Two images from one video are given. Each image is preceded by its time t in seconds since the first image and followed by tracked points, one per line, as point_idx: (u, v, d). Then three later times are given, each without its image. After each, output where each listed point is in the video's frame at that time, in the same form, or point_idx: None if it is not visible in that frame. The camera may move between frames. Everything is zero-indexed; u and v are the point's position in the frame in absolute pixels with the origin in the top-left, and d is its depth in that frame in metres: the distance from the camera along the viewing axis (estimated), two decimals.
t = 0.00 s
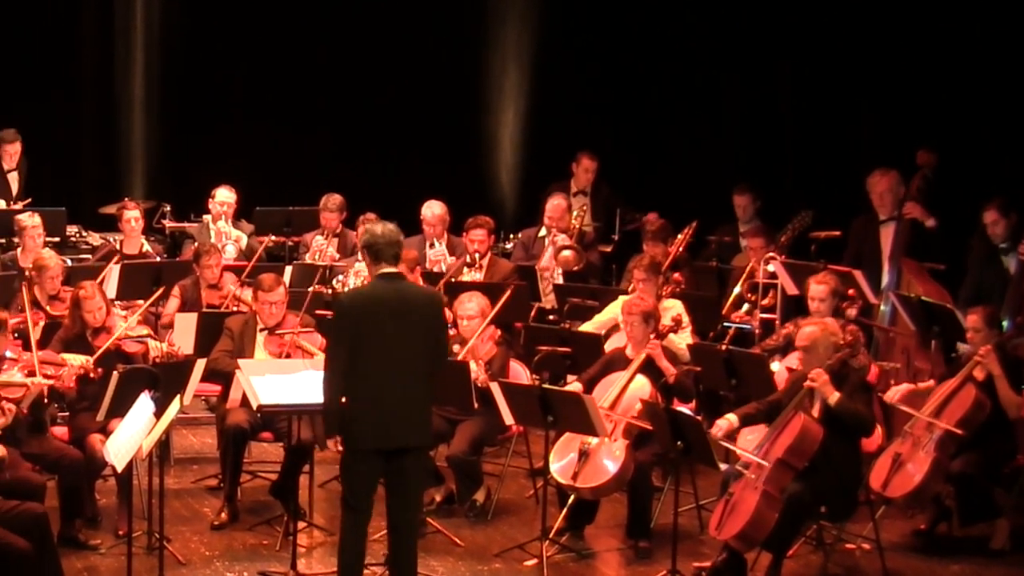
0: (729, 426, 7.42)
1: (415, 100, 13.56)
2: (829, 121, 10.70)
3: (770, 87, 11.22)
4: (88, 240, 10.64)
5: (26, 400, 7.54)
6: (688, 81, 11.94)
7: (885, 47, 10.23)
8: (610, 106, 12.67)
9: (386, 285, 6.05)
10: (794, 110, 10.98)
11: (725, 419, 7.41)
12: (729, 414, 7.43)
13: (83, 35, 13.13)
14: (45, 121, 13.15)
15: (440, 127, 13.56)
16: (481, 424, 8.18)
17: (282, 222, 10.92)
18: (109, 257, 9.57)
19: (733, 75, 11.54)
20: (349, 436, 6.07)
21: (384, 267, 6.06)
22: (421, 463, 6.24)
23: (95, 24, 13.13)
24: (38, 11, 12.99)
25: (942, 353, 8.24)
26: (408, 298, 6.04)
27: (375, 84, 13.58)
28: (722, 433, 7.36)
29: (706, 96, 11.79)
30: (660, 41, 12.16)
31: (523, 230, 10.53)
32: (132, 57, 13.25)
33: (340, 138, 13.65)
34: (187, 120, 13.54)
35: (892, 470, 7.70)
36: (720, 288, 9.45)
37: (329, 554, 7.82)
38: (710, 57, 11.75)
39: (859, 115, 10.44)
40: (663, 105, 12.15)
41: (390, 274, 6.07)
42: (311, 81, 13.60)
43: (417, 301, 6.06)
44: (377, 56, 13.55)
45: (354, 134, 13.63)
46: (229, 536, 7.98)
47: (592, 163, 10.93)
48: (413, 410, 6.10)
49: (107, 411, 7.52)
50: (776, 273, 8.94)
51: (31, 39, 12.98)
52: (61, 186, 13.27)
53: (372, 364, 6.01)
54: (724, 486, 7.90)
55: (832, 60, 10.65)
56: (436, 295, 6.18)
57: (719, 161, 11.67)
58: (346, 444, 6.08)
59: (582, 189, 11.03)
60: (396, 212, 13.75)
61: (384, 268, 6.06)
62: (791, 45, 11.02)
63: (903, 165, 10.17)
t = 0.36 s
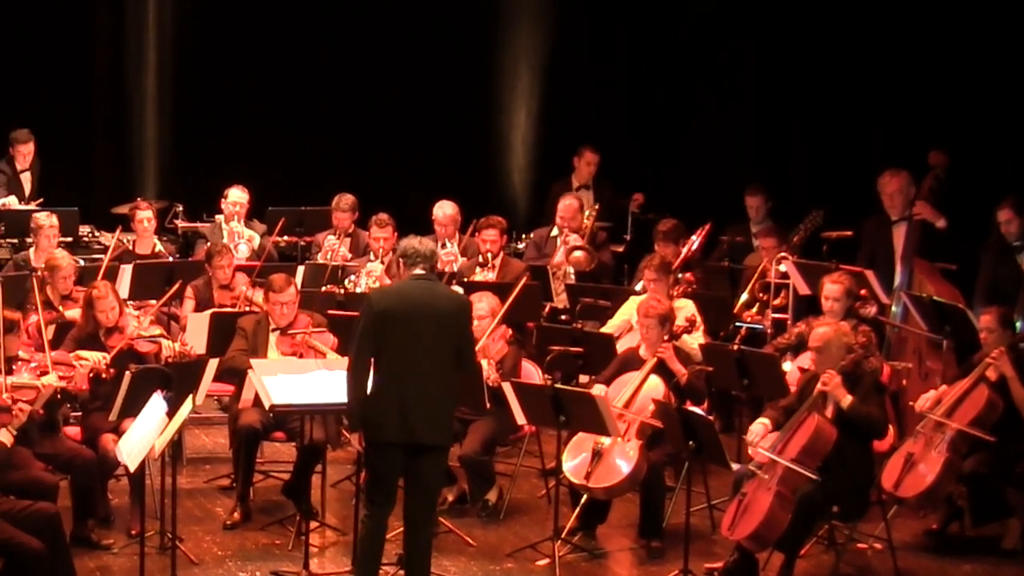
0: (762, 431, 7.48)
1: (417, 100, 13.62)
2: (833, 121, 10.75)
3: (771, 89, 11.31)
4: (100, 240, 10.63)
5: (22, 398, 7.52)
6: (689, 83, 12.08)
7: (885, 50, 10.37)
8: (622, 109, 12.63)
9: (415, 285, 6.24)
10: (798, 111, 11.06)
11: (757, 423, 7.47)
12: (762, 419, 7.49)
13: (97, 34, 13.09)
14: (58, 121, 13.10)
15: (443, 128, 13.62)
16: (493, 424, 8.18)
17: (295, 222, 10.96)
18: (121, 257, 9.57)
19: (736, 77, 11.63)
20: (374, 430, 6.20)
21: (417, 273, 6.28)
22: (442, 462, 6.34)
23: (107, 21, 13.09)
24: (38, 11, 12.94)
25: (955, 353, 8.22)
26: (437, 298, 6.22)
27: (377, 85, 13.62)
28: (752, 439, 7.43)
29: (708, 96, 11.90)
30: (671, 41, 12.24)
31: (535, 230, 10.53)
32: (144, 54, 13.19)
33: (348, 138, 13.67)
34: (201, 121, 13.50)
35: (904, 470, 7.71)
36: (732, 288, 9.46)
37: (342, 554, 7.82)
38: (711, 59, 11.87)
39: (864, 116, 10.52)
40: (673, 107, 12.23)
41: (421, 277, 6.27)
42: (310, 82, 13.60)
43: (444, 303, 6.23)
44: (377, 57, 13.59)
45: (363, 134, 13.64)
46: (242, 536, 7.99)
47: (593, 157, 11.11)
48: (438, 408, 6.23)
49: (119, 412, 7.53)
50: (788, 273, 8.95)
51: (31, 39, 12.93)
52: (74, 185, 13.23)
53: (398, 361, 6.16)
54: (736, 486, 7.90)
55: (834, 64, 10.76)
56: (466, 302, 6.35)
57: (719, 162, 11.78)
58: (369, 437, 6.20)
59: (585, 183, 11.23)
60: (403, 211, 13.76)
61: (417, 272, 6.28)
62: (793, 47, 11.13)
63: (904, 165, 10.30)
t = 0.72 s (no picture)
0: (756, 434, 7.53)
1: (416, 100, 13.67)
2: (844, 118, 10.81)
3: (780, 88, 11.35)
4: (113, 240, 10.63)
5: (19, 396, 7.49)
6: (690, 81, 12.14)
7: (889, 49, 10.45)
8: (636, 111, 12.58)
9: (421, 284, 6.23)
10: (802, 111, 11.15)
11: (751, 427, 7.53)
12: (757, 422, 7.55)
13: (108, 36, 13.16)
14: (71, 120, 13.13)
15: (448, 128, 13.65)
16: (505, 424, 8.18)
17: (307, 222, 10.94)
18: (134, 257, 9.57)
19: (739, 76, 11.71)
20: (384, 431, 6.17)
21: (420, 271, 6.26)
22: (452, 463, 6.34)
23: (121, 21, 13.16)
24: (38, 11, 12.95)
25: (966, 353, 8.22)
26: (444, 297, 6.21)
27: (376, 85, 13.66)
28: (750, 442, 7.48)
29: (708, 94, 11.98)
30: (682, 42, 12.20)
31: (547, 230, 10.54)
32: (157, 57, 13.25)
33: (355, 138, 13.68)
34: (210, 121, 13.52)
35: (916, 470, 7.72)
36: (744, 288, 9.47)
37: (355, 553, 7.83)
38: (715, 58, 11.93)
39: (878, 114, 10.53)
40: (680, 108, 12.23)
41: (426, 276, 6.26)
42: (310, 82, 13.61)
43: (452, 301, 6.22)
44: (379, 56, 13.61)
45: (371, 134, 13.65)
46: (255, 535, 8.00)
47: (595, 156, 11.24)
48: (448, 408, 6.21)
49: (132, 411, 7.52)
50: (800, 273, 8.96)
51: (31, 38, 12.94)
52: (84, 184, 13.23)
53: (409, 361, 6.13)
54: (749, 486, 7.91)
55: (839, 64, 10.87)
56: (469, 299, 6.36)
57: (726, 161, 11.84)
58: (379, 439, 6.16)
59: (588, 180, 11.32)
60: (411, 211, 13.77)
61: (421, 270, 6.26)
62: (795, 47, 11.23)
63: (910, 164, 10.36)
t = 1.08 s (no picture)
0: (777, 435, 7.64)
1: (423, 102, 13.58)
2: (858, 120, 10.76)
3: (794, 88, 11.35)
4: (125, 240, 10.63)
5: (16, 413, 7.20)
6: (705, 83, 12.17)
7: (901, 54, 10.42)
8: (641, 112, 12.67)
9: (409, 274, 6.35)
10: (809, 112, 11.22)
11: (770, 429, 7.66)
12: (775, 424, 7.68)
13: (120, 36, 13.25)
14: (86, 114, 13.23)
15: (454, 129, 13.55)
16: (517, 424, 8.19)
17: (320, 222, 10.90)
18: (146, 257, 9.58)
19: (751, 77, 11.74)
20: (384, 423, 6.31)
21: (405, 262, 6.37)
22: (451, 452, 6.47)
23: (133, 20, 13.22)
24: (38, 11, 13.01)
25: (978, 353, 8.25)
26: (434, 287, 6.32)
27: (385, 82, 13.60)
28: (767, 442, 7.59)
29: (715, 97, 12.07)
30: (696, 44, 12.24)
31: (559, 230, 10.55)
32: (168, 55, 13.27)
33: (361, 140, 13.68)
34: (219, 119, 13.55)
35: (928, 469, 7.74)
36: (755, 288, 9.48)
37: (367, 553, 7.84)
38: (719, 60, 12.08)
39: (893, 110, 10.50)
40: (703, 112, 12.23)
41: (411, 267, 6.37)
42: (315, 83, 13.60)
43: (441, 290, 6.34)
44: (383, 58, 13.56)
45: (380, 135, 13.67)
46: (267, 535, 8.01)
47: (608, 155, 11.22)
48: (440, 397, 6.34)
49: (144, 411, 7.52)
50: (811, 273, 8.97)
51: (31, 38, 12.99)
52: (96, 180, 13.29)
53: (399, 350, 6.25)
54: (760, 485, 7.92)
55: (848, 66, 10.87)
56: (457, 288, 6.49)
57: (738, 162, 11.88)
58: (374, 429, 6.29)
59: (600, 181, 11.31)
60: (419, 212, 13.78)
61: (405, 261, 6.37)
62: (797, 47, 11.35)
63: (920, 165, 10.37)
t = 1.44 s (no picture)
0: (793, 436, 7.59)
1: (416, 107, 13.66)
2: (877, 125, 10.81)
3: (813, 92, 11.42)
4: (137, 240, 10.63)
5: (30, 412, 7.30)
6: (723, 84, 12.22)
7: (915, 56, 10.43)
8: (653, 115, 12.72)
9: (407, 270, 6.41)
10: (822, 113, 11.29)
11: (788, 430, 7.62)
12: (792, 424, 7.64)
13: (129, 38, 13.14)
14: (88, 113, 13.09)
15: (466, 130, 13.61)
16: (529, 423, 8.20)
17: (331, 222, 10.97)
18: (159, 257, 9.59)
19: (769, 80, 11.81)
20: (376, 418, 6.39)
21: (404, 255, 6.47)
22: (447, 450, 6.51)
23: (145, 20, 13.09)
24: (38, 11, 12.87)
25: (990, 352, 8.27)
26: (426, 282, 6.37)
27: (381, 88, 13.63)
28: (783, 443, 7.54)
29: (730, 98, 12.13)
30: (712, 46, 12.33)
31: (571, 230, 10.56)
32: (181, 60, 13.19)
33: (370, 142, 13.68)
34: (228, 117, 13.50)
35: (939, 469, 7.74)
36: (767, 288, 9.49)
37: (379, 553, 7.84)
38: (718, 62, 12.29)
39: (905, 109, 10.54)
40: (711, 112, 12.30)
41: (409, 261, 6.44)
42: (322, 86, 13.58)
43: (433, 285, 6.39)
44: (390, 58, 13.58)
45: (388, 136, 13.68)
46: (279, 535, 8.01)
47: (619, 158, 11.28)
48: (432, 391, 6.39)
49: (157, 411, 7.52)
50: (823, 273, 8.96)
51: (31, 38, 12.85)
52: (105, 181, 13.20)
53: (388, 343, 6.34)
54: (772, 485, 7.92)
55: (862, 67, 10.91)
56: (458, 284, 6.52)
57: (755, 164, 11.94)
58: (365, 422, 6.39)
59: (613, 184, 11.33)
60: (427, 212, 13.79)
61: (404, 256, 6.45)
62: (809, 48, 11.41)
63: (930, 164, 10.40)
